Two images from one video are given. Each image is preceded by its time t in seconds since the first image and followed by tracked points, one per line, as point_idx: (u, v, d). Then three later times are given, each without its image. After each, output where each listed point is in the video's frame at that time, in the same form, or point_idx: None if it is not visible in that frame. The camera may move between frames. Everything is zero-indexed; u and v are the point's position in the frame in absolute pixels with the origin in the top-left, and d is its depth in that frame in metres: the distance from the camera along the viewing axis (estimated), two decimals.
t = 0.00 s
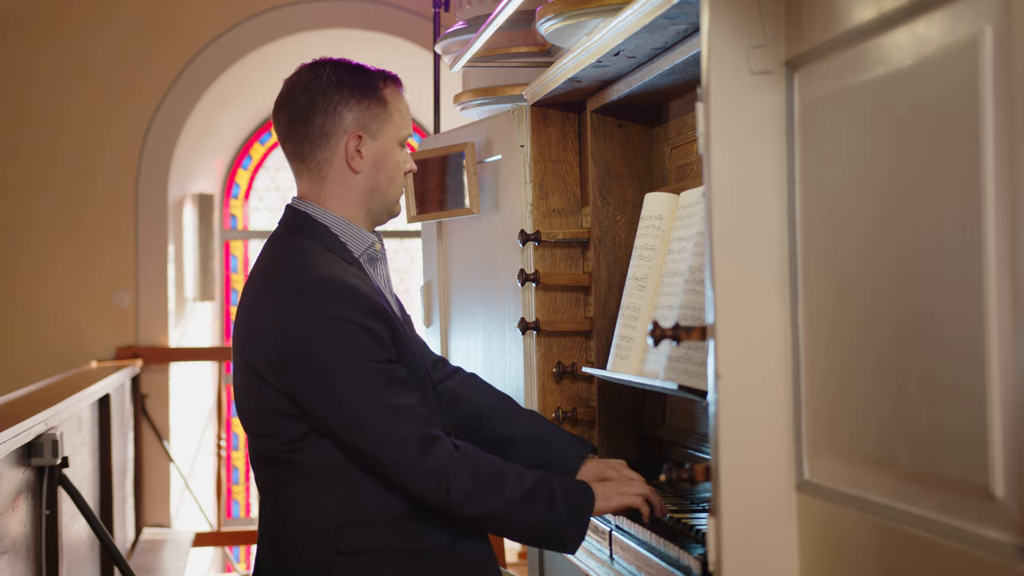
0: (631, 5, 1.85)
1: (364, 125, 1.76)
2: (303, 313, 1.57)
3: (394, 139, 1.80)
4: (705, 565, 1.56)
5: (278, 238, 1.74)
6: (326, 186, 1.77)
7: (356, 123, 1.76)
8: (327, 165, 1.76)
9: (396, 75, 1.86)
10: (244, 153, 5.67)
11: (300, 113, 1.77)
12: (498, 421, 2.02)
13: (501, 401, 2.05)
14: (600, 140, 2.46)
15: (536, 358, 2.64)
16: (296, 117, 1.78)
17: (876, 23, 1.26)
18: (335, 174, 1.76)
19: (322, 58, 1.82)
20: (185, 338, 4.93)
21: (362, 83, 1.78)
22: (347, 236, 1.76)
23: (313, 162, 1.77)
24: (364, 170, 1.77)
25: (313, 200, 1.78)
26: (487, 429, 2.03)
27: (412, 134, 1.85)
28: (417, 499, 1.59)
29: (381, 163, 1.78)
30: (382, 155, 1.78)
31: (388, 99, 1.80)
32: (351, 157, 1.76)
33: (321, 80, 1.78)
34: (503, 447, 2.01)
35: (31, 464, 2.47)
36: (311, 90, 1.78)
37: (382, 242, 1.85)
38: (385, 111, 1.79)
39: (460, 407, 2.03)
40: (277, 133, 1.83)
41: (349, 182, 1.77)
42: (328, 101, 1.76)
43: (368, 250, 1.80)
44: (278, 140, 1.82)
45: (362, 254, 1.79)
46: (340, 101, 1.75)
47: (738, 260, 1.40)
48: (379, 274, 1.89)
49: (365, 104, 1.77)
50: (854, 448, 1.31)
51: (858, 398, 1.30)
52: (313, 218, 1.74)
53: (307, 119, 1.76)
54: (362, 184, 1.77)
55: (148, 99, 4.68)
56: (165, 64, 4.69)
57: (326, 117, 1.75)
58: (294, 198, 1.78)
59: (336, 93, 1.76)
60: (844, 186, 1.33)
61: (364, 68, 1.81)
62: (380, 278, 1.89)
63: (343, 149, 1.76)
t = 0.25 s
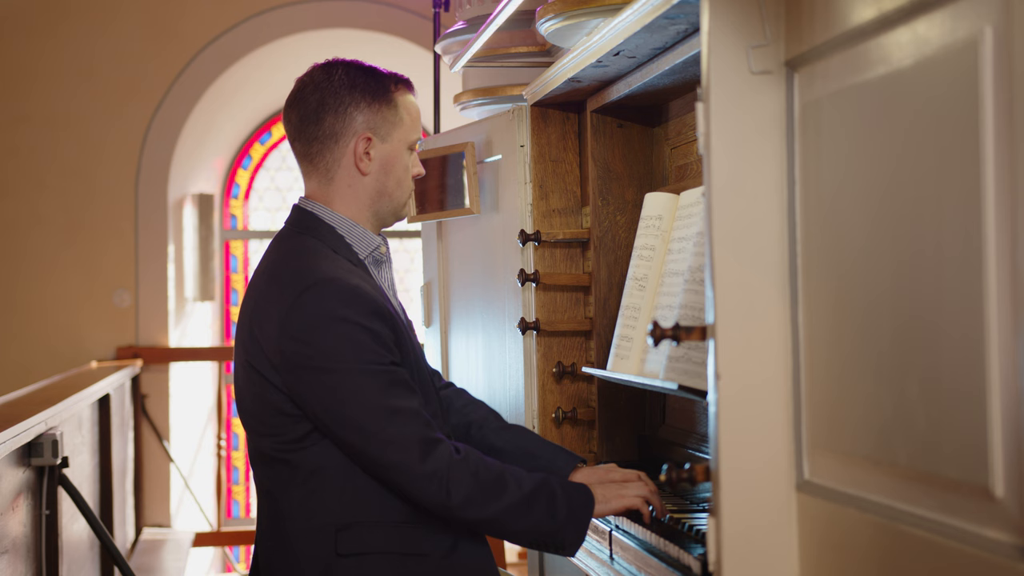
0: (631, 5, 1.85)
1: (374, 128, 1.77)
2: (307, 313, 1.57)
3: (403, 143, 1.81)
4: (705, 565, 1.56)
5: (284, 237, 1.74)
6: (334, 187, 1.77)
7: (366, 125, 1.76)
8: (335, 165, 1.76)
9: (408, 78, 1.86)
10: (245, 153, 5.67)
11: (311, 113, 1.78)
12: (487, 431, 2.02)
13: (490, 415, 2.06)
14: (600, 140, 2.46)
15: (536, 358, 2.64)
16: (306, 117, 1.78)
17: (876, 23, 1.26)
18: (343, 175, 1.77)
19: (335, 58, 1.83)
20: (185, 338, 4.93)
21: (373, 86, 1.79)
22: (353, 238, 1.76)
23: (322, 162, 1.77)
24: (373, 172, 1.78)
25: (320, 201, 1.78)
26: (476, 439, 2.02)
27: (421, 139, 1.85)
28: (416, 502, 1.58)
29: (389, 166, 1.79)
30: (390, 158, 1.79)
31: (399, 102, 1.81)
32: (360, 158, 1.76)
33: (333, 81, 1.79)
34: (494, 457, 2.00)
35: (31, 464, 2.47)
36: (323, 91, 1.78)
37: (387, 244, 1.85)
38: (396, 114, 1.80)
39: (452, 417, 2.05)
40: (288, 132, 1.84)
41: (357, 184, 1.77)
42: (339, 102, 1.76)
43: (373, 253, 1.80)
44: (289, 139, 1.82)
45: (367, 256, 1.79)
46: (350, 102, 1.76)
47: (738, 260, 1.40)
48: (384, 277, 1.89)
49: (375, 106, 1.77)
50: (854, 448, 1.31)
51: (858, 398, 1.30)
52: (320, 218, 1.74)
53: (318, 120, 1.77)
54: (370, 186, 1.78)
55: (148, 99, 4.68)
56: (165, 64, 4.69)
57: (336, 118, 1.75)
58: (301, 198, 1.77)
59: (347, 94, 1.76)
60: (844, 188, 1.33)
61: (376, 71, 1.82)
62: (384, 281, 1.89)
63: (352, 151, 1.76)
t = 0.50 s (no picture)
0: (631, 5, 1.85)
1: (388, 134, 1.76)
2: (310, 317, 1.57)
3: (416, 150, 1.80)
4: (705, 565, 1.56)
5: (288, 237, 1.74)
6: (343, 191, 1.77)
7: (380, 131, 1.76)
8: (346, 169, 1.76)
9: (424, 84, 1.86)
10: (245, 153, 5.68)
11: (326, 115, 1.77)
12: (480, 436, 2.02)
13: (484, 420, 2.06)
14: (600, 141, 2.46)
15: (536, 358, 2.64)
16: (320, 119, 1.78)
17: (876, 23, 1.26)
18: (353, 179, 1.76)
19: (351, 61, 1.82)
20: (185, 338, 4.93)
21: (389, 91, 1.78)
22: (359, 241, 1.76)
23: (333, 165, 1.77)
24: (383, 178, 1.77)
25: (329, 203, 1.78)
26: (470, 444, 2.02)
27: (434, 146, 1.85)
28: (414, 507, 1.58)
29: (400, 173, 1.79)
30: (402, 165, 1.79)
31: (413, 108, 1.80)
32: (371, 164, 1.76)
33: (349, 85, 1.78)
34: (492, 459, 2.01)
35: (31, 464, 2.47)
36: (338, 93, 1.78)
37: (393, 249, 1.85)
38: (410, 120, 1.79)
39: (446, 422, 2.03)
40: (301, 132, 1.83)
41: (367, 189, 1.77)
42: (354, 106, 1.75)
43: (379, 257, 1.80)
44: (301, 139, 1.82)
45: (373, 260, 1.79)
46: (365, 107, 1.75)
47: (738, 260, 1.41)
48: (388, 282, 1.89)
49: (390, 112, 1.77)
50: (854, 448, 1.31)
51: (858, 398, 1.30)
52: (327, 220, 1.74)
53: (332, 123, 1.76)
54: (380, 192, 1.78)
55: (148, 99, 4.68)
56: (165, 64, 4.69)
57: (350, 123, 1.75)
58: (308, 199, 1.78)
59: (362, 99, 1.76)
60: (844, 188, 1.33)
61: (392, 76, 1.81)
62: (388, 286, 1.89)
63: (364, 156, 1.76)
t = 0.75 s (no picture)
0: (631, 5, 1.85)
1: (400, 140, 1.76)
2: (313, 319, 1.57)
3: (428, 157, 1.80)
4: (705, 565, 1.56)
5: (293, 238, 1.74)
6: (353, 194, 1.77)
7: (392, 136, 1.76)
8: (357, 172, 1.76)
9: (439, 90, 1.86)
10: (245, 153, 5.68)
11: (340, 117, 1.77)
12: (481, 435, 2.04)
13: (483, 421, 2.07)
14: (600, 141, 2.46)
15: (536, 358, 2.64)
16: (334, 120, 1.78)
17: (876, 22, 1.26)
18: (364, 184, 1.77)
19: (368, 64, 1.82)
20: (185, 338, 4.93)
21: (403, 96, 1.78)
22: (366, 245, 1.76)
23: (344, 168, 1.77)
24: (394, 184, 1.78)
25: (338, 205, 1.78)
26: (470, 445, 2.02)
27: (446, 153, 1.85)
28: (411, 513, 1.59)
29: (410, 179, 1.79)
30: (413, 172, 1.78)
31: (427, 115, 1.80)
32: (382, 169, 1.76)
33: (365, 88, 1.78)
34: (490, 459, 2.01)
35: (31, 464, 2.47)
36: (353, 96, 1.78)
37: (399, 252, 1.84)
38: (423, 127, 1.79)
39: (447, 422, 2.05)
40: (314, 132, 1.83)
41: (377, 194, 1.77)
42: (368, 110, 1.76)
43: (385, 261, 1.79)
44: (314, 139, 1.82)
45: (379, 264, 1.78)
46: (379, 111, 1.75)
47: (738, 260, 1.41)
48: (393, 286, 1.88)
49: (403, 117, 1.77)
50: (854, 448, 1.31)
51: (858, 398, 1.30)
52: (333, 221, 1.75)
53: (345, 125, 1.76)
54: (390, 197, 1.78)
55: (148, 99, 4.68)
56: (165, 64, 4.69)
57: (364, 126, 1.75)
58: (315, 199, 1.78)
59: (377, 103, 1.76)
60: (844, 187, 1.33)
61: (408, 81, 1.81)
62: (393, 290, 1.88)
63: (375, 161, 1.76)
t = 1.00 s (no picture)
0: (631, 5, 1.85)
1: (396, 138, 1.75)
2: (311, 318, 1.57)
3: (428, 158, 1.78)
4: (705, 565, 1.56)
5: (295, 238, 1.75)
6: (351, 192, 1.78)
7: (388, 135, 1.75)
8: (354, 170, 1.77)
9: (447, 91, 1.83)
10: (245, 153, 5.68)
11: (340, 115, 1.78)
12: (484, 441, 2.04)
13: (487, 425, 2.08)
14: (600, 141, 2.46)
15: (536, 358, 2.64)
16: (336, 118, 1.79)
17: (876, 23, 1.26)
18: (360, 182, 1.77)
19: (374, 63, 1.82)
20: (185, 337, 4.94)
21: (404, 95, 1.77)
22: (367, 245, 1.77)
23: (342, 165, 1.78)
24: (389, 182, 1.76)
25: (339, 203, 1.79)
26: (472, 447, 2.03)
27: (452, 155, 1.81)
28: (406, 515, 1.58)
29: (408, 179, 1.77)
30: (411, 172, 1.77)
31: (428, 115, 1.77)
32: (376, 167, 1.75)
33: (367, 87, 1.78)
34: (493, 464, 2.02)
35: (31, 464, 2.47)
36: (355, 95, 1.78)
37: (402, 254, 1.86)
38: (422, 127, 1.77)
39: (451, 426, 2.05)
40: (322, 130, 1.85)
41: (374, 193, 1.77)
42: (367, 108, 1.76)
43: (388, 262, 1.80)
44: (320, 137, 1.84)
45: (381, 265, 1.80)
46: (377, 110, 1.75)
47: (738, 260, 1.41)
48: (396, 287, 1.89)
49: (401, 116, 1.75)
50: (854, 448, 1.31)
51: (858, 397, 1.30)
52: (335, 221, 1.75)
53: (345, 123, 1.77)
54: (386, 196, 1.77)
55: (148, 99, 4.68)
56: (165, 64, 4.69)
57: (360, 124, 1.76)
58: (320, 198, 1.80)
59: (376, 102, 1.76)
60: (844, 187, 1.33)
61: (412, 80, 1.80)
62: (396, 291, 1.90)
63: (370, 158, 1.75)
